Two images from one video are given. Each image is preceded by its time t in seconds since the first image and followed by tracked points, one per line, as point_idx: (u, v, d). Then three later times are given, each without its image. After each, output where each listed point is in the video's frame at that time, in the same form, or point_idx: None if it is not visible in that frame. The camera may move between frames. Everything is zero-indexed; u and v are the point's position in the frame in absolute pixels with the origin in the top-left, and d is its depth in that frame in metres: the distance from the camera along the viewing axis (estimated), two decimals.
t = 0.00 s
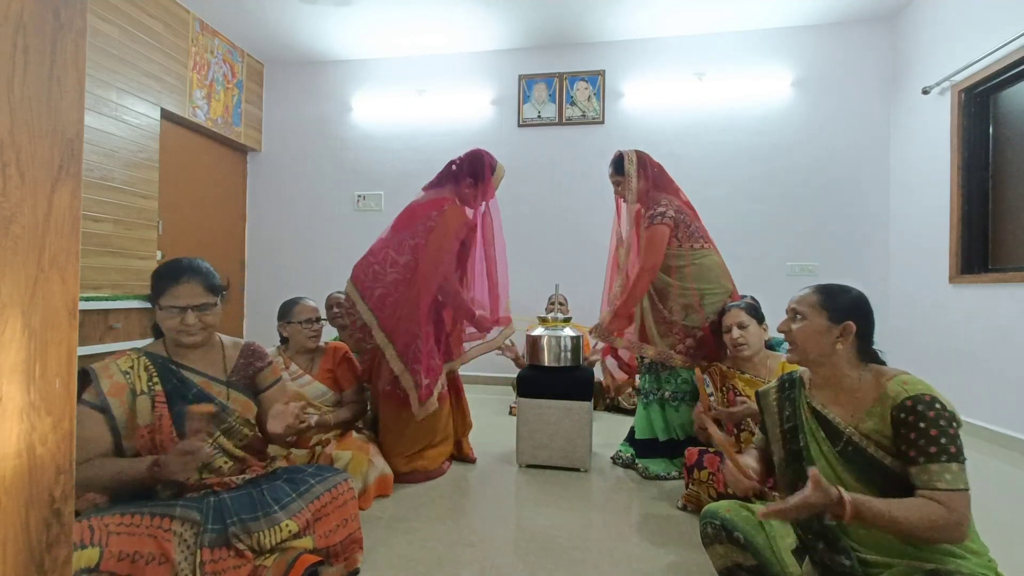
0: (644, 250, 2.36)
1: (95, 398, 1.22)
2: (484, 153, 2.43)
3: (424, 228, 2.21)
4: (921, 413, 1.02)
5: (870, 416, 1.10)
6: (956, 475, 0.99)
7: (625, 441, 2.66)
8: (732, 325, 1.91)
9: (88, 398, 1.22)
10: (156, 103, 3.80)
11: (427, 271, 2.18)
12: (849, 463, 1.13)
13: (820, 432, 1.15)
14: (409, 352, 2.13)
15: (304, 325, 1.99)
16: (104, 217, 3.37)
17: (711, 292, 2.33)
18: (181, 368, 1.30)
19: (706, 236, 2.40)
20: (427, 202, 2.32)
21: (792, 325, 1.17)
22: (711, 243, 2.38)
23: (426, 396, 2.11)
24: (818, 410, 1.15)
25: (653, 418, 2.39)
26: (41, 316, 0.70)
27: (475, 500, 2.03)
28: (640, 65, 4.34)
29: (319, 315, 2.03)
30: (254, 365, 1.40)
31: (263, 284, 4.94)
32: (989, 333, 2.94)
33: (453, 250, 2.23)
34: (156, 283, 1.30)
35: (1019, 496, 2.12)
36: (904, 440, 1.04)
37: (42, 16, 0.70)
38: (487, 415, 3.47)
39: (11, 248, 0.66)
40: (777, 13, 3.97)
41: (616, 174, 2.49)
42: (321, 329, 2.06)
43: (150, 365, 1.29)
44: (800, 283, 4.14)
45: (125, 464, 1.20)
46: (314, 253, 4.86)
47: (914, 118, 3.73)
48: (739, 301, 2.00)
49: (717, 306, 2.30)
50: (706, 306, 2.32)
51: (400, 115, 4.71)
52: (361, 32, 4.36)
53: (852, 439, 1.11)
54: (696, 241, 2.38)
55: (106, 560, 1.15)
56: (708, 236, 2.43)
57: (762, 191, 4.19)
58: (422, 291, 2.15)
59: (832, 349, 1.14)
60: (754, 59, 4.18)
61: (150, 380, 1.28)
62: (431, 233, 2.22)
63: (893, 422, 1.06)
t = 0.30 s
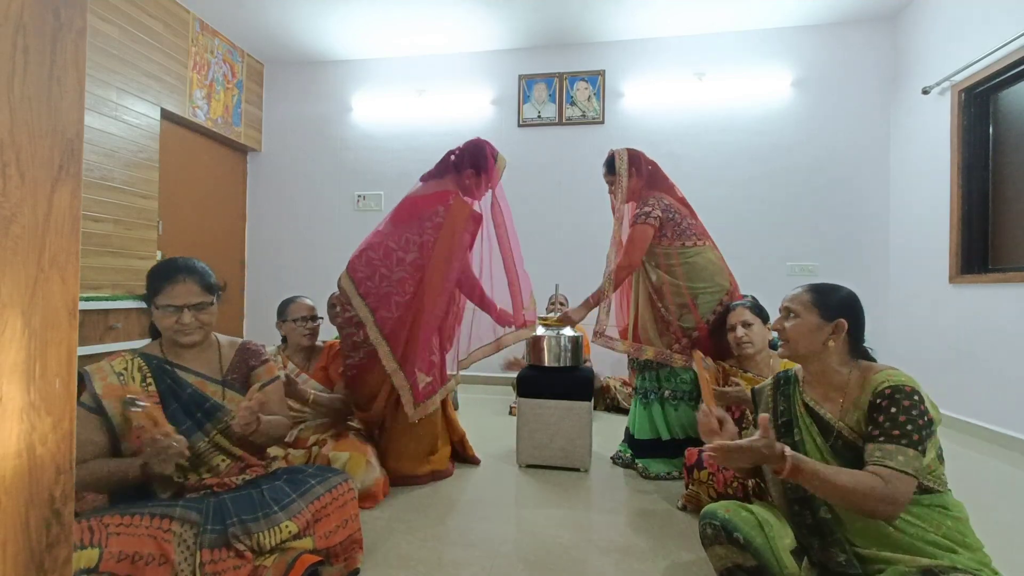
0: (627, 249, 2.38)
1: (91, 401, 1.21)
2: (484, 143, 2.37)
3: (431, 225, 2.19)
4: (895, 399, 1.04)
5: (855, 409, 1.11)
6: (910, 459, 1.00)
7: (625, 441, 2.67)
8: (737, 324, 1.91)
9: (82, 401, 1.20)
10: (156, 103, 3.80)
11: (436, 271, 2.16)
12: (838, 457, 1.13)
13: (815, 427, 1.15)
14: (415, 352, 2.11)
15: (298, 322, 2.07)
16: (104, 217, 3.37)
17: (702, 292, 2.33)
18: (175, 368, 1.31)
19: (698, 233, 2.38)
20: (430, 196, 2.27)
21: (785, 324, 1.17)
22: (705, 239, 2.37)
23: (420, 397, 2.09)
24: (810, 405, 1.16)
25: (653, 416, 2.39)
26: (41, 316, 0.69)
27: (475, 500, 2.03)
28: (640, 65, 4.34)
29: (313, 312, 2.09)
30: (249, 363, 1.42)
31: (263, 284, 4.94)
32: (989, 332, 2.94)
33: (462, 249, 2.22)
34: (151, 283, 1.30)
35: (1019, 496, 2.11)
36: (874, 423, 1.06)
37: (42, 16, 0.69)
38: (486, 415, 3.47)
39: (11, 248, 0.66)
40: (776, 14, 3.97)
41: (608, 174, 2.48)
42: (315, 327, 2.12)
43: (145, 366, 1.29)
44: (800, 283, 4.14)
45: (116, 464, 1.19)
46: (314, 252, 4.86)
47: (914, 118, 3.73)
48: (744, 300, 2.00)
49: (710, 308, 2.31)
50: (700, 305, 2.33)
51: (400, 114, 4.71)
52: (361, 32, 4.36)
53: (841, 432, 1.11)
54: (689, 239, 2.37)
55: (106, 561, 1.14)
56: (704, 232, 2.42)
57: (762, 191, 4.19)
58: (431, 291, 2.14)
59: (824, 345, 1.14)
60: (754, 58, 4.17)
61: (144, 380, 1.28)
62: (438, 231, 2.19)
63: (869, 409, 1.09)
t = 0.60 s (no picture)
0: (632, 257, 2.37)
1: (101, 397, 1.20)
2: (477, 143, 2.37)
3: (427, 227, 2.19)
4: (913, 401, 1.03)
5: (865, 410, 1.10)
6: (930, 461, 0.98)
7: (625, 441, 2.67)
8: (752, 322, 1.89)
9: (93, 398, 1.19)
10: (156, 103, 3.80)
11: (431, 271, 2.15)
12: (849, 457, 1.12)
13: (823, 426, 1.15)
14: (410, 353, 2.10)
15: (301, 321, 2.02)
16: (105, 217, 3.37)
17: (701, 294, 2.34)
18: (184, 367, 1.30)
19: (697, 236, 2.38)
20: (425, 198, 2.27)
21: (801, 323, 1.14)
22: (704, 241, 2.38)
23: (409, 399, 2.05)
24: (820, 405, 1.15)
25: (651, 419, 2.40)
26: (41, 316, 0.69)
27: (474, 500, 2.03)
28: (640, 65, 4.34)
29: (317, 311, 2.04)
30: (256, 365, 1.42)
31: (263, 284, 4.94)
32: (989, 333, 2.94)
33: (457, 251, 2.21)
34: (162, 283, 1.30)
35: (1019, 496, 2.11)
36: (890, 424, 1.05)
37: (42, 16, 0.69)
38: (487, 415, 3.47)
39: (11, 248, 0.66)
40: (776, 14, 3.96)
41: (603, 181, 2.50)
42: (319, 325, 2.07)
43: (154, 364, 1.27)
44: (801, 283, 4.14)
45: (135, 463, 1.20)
46: (314, 252, 4.85)
47: (914, 118, 3.73)
48: (757, 298, 1.97)
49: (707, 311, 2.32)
50: (700, 307, 2.33)
51: (400, 114, 4.71)
52: (361, 33, 4.36)
53: (851, 432, 1.11)
54: (687, 241, 2.37)
55: (106, 561, 1.14)
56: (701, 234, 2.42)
57: (762, 191, 4.19)
58: (426, 294, 2.13)
59: (841, 346, 1.11)
60: (754, 58, 4.17)
61: (155, 378, 1.26)
62: (433, 232, 2.19)
63: (885, 410, 1.07)
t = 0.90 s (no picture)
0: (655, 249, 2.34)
1: (137, 384, 1.20)
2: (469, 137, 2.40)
3: (416, 212, 2.26)
4: (974, 417, 0.98)
5: (911, 418, 1.06)
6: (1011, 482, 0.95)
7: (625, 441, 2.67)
8: (773, 321, 1.83)
9: (129, 384, 1.19)
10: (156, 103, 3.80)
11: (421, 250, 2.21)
12: (876, 459, 1.09)
13: (846, 425, 1.12)
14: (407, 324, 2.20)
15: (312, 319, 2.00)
16: (105, 217, 3.37)
17: (707, 288, 2.34)
18: (211, 363, 1.29)
19: (699, 234, 2.40)
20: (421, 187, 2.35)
21: (839, 320, 1.11)
22: (705, 239, 2.39)
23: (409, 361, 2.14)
24: (847, 405, 1.12)
25: (657, 415, 2.40)
26: (41, 315, 0.69)
27: (475, 500, 2.03)
28: (640, 65, 4.34)
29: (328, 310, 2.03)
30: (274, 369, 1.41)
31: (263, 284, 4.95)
32: (989, 333, 2.94)
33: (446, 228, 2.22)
34: (193, 280, 1.30)
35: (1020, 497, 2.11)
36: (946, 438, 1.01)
37: (42, 16, 0.69)
38: (487, 415, 3.47)
39: (11, 248, 0.66)
40: (777, 14, 3.96)
41: (606, 178, 2.50)
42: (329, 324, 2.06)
43: (186, 357, 1.27)
44: (800, 283, 4.14)
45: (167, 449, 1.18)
46: (314, 252, 4.85)
47: (914, 118, 3.73)
48: (776, 298, 1.93)
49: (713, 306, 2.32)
50: (705, 302, 2.33)
51: (400, 114, 4.71)
52: (361, 32, 4.36)
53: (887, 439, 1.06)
54: (692, 239, 2.38)
55: (105, 564, 1.15)
56: (701, 232, 2.44)
57: (762, 191, 4.19)
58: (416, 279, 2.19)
59: (879, 346, 1.09)
60: (754, 58, 4.17)
61: (188, 369, 1.26)
62: (423, 215, 2.27)
63: (937, 426, 1.02)
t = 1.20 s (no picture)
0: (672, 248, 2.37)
1: (177, 377, 1.21)
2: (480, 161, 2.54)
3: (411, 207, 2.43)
4: None
5: (961, 437, 1.03)
6: None
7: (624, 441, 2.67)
8: (785, 324, 1.81)
9: (168, 375, 1.20)
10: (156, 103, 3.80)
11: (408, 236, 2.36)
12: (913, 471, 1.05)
13: (884, 434, 1.07)
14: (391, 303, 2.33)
15: (320, 318, 2.06)
16: (105, 217, 3.37)
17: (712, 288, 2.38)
18: (247, 364, 1.30)
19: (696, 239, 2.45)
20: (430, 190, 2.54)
21: (893, 325, 1.08)
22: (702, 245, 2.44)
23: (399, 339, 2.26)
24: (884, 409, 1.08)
25: (660, 412, 2.41)
26: (41, 315, 0.69)
27: (475, 500, 2.03)
28: (640, 65, 4.34)
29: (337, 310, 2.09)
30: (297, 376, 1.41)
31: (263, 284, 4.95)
32: (988, 333, 2.94)
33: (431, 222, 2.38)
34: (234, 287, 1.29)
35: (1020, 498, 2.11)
36: (1002, 461, 1.00)
37: (42, 16, 0.69)
38: (487, 415, 3.47)
39: (11, 248, 0.66)
40: (777, 13, 3.96)
41: (607, 186, 2.51)
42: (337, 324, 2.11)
43: (224, 356, 1.28)
44: (800, 283, 4.15)
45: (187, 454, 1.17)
46: (313, 252, 4.85)
47: (914, 118, 3.73)
48: (788, 299, 1.90)
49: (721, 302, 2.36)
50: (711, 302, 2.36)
51: (400, 115, 4.71)
52: (361, 33, 4.36)
53: (928, 455, 1.03)
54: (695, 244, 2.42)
55: (106, 565, 1.15)
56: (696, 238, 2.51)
57: (761, 191, 4.19)
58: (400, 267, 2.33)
59: (931, 356, 1.06)
60: (755, 58, 4.17)
61: (224, 368, 1.27)
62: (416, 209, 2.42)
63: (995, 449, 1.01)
